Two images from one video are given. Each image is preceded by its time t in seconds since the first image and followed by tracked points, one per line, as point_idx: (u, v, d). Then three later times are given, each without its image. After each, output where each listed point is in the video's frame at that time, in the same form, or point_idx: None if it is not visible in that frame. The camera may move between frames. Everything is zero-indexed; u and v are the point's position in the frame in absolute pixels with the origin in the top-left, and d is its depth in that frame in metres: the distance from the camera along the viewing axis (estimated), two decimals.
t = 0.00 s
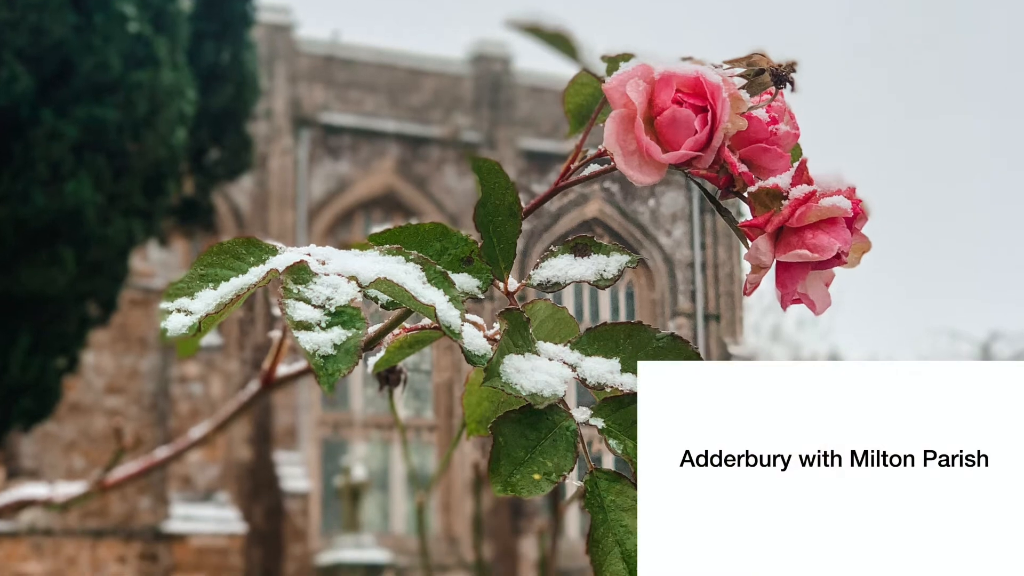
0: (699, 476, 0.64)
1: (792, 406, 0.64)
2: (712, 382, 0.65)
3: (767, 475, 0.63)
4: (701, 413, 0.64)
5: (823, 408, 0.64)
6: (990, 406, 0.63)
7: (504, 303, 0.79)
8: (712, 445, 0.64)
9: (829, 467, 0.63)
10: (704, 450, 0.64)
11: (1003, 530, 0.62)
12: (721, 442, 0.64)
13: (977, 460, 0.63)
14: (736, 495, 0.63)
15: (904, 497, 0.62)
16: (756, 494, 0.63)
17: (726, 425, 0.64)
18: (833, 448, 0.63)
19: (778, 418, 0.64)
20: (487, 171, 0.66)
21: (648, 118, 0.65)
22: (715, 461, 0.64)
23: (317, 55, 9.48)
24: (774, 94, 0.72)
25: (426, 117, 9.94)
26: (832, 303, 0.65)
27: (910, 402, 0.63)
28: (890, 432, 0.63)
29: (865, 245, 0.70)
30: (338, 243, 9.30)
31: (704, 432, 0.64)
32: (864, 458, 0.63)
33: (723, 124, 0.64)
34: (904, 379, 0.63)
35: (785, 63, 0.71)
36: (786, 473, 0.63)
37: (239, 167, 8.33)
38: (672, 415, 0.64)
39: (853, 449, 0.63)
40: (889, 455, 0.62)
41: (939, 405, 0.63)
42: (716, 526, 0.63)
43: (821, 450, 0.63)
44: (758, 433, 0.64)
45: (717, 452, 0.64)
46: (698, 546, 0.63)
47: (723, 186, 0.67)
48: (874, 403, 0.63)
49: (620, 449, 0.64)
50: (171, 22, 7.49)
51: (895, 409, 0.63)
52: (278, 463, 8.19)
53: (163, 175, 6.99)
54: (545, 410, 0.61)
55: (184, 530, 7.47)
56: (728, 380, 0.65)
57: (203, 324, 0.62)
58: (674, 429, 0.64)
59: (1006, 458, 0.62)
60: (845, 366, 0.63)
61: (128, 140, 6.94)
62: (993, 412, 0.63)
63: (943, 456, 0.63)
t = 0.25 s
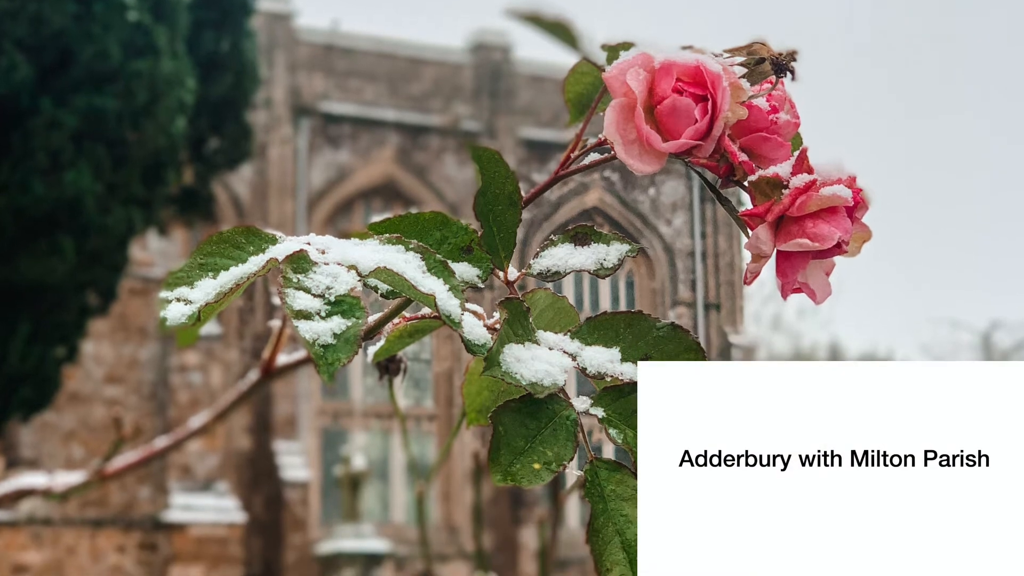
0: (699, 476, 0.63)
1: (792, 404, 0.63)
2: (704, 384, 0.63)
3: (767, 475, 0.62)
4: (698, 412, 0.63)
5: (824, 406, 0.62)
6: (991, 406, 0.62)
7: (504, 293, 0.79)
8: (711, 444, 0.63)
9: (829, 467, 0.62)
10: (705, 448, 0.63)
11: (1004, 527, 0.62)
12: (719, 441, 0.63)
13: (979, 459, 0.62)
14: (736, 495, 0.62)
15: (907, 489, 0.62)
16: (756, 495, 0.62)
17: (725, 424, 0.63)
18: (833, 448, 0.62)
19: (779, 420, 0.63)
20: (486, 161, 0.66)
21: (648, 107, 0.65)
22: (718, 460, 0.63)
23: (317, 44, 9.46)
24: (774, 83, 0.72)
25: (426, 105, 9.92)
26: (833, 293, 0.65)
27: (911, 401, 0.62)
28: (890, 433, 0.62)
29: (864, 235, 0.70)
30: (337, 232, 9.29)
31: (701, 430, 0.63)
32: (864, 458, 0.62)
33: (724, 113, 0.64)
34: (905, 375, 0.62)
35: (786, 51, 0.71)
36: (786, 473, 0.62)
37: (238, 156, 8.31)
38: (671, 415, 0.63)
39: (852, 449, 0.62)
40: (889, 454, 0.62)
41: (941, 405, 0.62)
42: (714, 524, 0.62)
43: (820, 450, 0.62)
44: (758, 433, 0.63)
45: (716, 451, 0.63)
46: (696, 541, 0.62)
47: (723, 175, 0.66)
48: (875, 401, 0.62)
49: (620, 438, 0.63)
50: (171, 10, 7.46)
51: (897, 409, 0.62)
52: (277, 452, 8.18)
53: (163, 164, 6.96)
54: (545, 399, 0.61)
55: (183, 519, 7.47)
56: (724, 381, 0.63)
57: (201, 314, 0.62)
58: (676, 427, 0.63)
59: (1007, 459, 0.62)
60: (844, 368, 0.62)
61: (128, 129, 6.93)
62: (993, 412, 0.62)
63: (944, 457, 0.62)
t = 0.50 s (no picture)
0: (698, 476, 0.62)
1: (794, 404, 0.61)
2: (704, 385, 0.62)
3: (766, 475, 0.61)
4: (700, 411, 0.62)
5: (824, 406, 0.61)
6: (993, 406, 0.61)
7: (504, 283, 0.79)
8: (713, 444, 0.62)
9: (828, 468, 0.61)
10: (703, 449, 0.62)
11: (1003, 528, 0.60)
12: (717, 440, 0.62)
13: (981, 460, 0.61)
14: (735, 495, 0.61)
15: (907, 488, 0.60)
16: (754, 495, 0.61)
17: (725, 423, 0.62)
18: (833, 448, 0.61)
19: (780, 419, 0.61)
20: (487, 150, 0.66)
21: (649, 96, 0.64)
22: (717, 461, 0.62)
23: (317, 33, 9.44)
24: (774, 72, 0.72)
25: (426, 94, 9.90)
26: (834, 282, 0.65)
27: (912, 401, 0.61)
28: (891, 432, 0.60)
29: (864, 224, 0.70)
30: (337, 221, 9.28)
31: (701, 429, 0.62)
32: (863, 458, 0.61)
33: (724, 103, 0.63)
34: (905, 374, 0.61)
35: (786, 40, 0.70)
36: (786, 474, 0.61)
37: (238, 145, 8.30)
38: (670, 417, 0.62)
39: (852, 449, 0.61)
40: (889, 454, 0.60)
41: (942, 405, 0.61)
42: (713, 526, 0.61)
43: (820, 450, 0.61)
44: (759, 433, 0.62)
45: (714, 451, 0.62)
46: (696, 543, 0.61)
47: (724, 164, 0.66)
48: (876, 401, 0.61)
49: (620, 428, 0.63)
50: None
51: (899, 408, 0.60)
52: (277, 442, 8.19)
53: (162, 153, 6.94)
54: (545, 388, 0.61)
55: (183, 509, 7.48)
56: (724, 380, 0.62)
57: (202, 304, 0.61)
58: (673, 428, 0.62)
59: (1008, 459, 0.60)
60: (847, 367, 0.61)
61: (127, 118, 6.91)
62: (994, 412, 0.61)
63: (945, 457, 0.61)
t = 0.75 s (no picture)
0: (697, 476, 0.63)
1: (795, 407, 0.62)
2: (704, 385, 0.63)
3: (766, 474, 0.62)
4: (701, 411, 0.63)
5: (825, 407, 0.62)
6: (992, 407, 0.62)
7: (503, 272, 0.79)
8: (710, 445, 0.63)
9: (828, 468, 0.62)
10: (701, 448, 0.63)
11: (1003, 526, 0.62)
12: (716, 440, 0.63)
13: (982, 459, 0.62)
14: (735, 495, 0.62)
15: (908, 486, 0.62)
16: (754, 495, 0.62)
17: (724, 424, 0.63)
18: (833, 448, 0.62)
19: (780, 419, 0.62)
20: (487, 138, 0.65)
21: (649, 85, 0.64)
22: (716, 460, 0.63)
23: (316, 22, 9.43)
24: (776, 60, 0.71)
25: (426, 83, 9.89)
26: (834, 271, 0.64)
27: (913, 401, 0.62)
28: (890, 433, 0.62)
29: (866, 213, 0.70)
30: (337, 210, 9.27)
31: (699, 428, 0.63)
32: (863, 458, 0.62)
33: (724, 92, 0.63)
34: (907, 376, 0.62)
35: (787, 29, 0.70)
36: (785, 473, 0.62)
37: (237, 134, 8.28)
38: (671, 414, 0.63)
39: (852, 449, 0.62)
40: (891, 454, 0.62)
41: (944, 406, 0.62)
42: (716, 526, 0.62)
43: (821, 451, 0.62)
44: (759, 433, 0.63)
45: (712, 451, 0.63)
46: (697, 539, 0.62)
47: (724, 153, 0.66)
48: (877, 402, 0.62)
49: (620, 417, 0.63)
50: None
51: (900, 408, 0.62)
52: (277, 431, 8.19)
53: (162, 142, 6.95)
54: (545, 377, 0.60)
55: (182, 498, 7.49)
56: (725, 383, 0.63)
57: (201, 292, 0.61)
58: (671, 428, 0.63)
59: (1009, 459, 0.62)
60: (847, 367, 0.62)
61: (126, 107, 6.90)
62: (993, 412, 0.62)
63: (946, 457, 0.62)
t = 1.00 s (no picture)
0: (693, 476, 0.63)
1: (795, 408, 0.63)
2: (704, 382, 0.63)
3: (765, 474, 0.63)
4: (701, 411, 0.63)
5: (826, 408, 0.62)
6: (992, 407, 0.63)
7: (503, 262, 0.79)
8: (708, 445, 0.63)
9: (828, 467, 0.62)
10: (701, 448, 0.63)
11: (1004, 527, 0.62)
12: (714, 440, 0.63)
13: (983, 459, 0.62)
14: (737, 495, 0.63)
15: (909, 485, 0.62)
16: (755, 494, 0.63)
17: (723, 423, 0.63)
18: (834, 448, 0.62)
19: (781, 419, 0.63)
20: (487, 128, 0.65)
21: (649, 73, 0.63)
22: (715, 460, 0.63)
23: (316, 11, 9.41)
24: (776, 49, 0.71)
25: (426, 72, 9.86)
26: (834, 261, 0.64)
27: (915, 402, 0.62)
28: (891, 432, 0.62)
29: (865, 203, 0.70)
30: (337, 199, 9.25)
31: (698, 428, 0.63)
32: (864, 458, 0.62)
33: (724, 80, 0.62)
34: (908, 377, 0.62)
35: (786, 19, 0.69)
36: (785, 473, 0.62)
37: (237, 123, 8.26)
38: (671, 410, 0.63)
39: (853, 448, 0.62)
40: (892, 454, 0.62)
41: (944, 406, 0.62)
42: (716, 525, 0.62)
43: (820, 450, 0.62)
44: (759, 432, 0.63)
45: (712, 451, 0.63)
46: (696, 539, 0.62)
47: (723, 143, 0.65)
48: (877, 401, 0.62)
49: (620, 407, 0.63)
50: None
51: (902, 408, 0.62)
52: (277, 421, 8.20)
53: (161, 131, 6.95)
54: (545, 366, 0.60)
55: (181, 488, 7.50)
56: (725, 382, 0.63)
57: (201, 281, 0.61)
58: (671, 427, 0.63)
59: (1011, 459, 0.62)
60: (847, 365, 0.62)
61: (126, 96, 6.89)
62: (994, 411, 0.62)
63: (947, 457, 0.62)
